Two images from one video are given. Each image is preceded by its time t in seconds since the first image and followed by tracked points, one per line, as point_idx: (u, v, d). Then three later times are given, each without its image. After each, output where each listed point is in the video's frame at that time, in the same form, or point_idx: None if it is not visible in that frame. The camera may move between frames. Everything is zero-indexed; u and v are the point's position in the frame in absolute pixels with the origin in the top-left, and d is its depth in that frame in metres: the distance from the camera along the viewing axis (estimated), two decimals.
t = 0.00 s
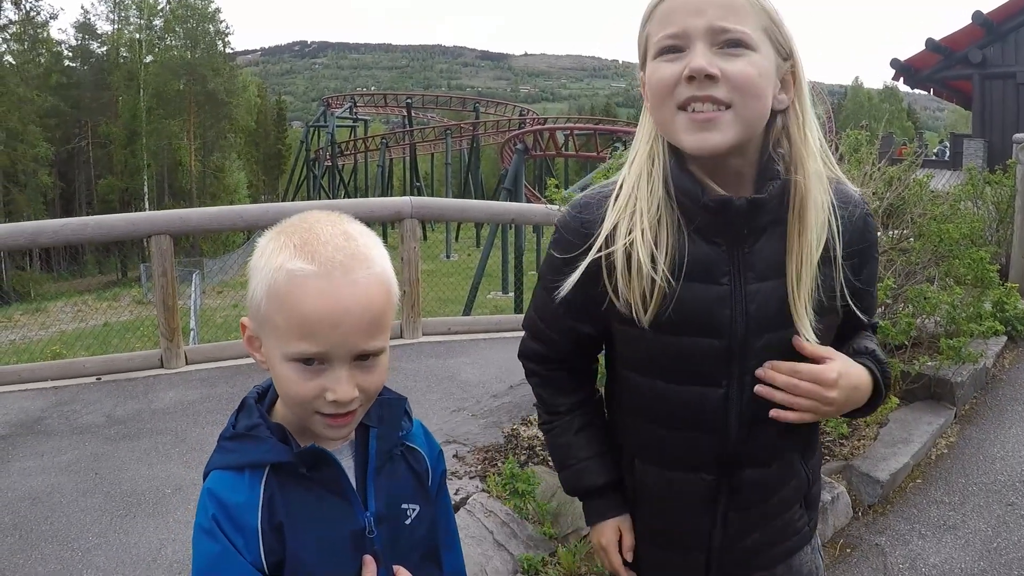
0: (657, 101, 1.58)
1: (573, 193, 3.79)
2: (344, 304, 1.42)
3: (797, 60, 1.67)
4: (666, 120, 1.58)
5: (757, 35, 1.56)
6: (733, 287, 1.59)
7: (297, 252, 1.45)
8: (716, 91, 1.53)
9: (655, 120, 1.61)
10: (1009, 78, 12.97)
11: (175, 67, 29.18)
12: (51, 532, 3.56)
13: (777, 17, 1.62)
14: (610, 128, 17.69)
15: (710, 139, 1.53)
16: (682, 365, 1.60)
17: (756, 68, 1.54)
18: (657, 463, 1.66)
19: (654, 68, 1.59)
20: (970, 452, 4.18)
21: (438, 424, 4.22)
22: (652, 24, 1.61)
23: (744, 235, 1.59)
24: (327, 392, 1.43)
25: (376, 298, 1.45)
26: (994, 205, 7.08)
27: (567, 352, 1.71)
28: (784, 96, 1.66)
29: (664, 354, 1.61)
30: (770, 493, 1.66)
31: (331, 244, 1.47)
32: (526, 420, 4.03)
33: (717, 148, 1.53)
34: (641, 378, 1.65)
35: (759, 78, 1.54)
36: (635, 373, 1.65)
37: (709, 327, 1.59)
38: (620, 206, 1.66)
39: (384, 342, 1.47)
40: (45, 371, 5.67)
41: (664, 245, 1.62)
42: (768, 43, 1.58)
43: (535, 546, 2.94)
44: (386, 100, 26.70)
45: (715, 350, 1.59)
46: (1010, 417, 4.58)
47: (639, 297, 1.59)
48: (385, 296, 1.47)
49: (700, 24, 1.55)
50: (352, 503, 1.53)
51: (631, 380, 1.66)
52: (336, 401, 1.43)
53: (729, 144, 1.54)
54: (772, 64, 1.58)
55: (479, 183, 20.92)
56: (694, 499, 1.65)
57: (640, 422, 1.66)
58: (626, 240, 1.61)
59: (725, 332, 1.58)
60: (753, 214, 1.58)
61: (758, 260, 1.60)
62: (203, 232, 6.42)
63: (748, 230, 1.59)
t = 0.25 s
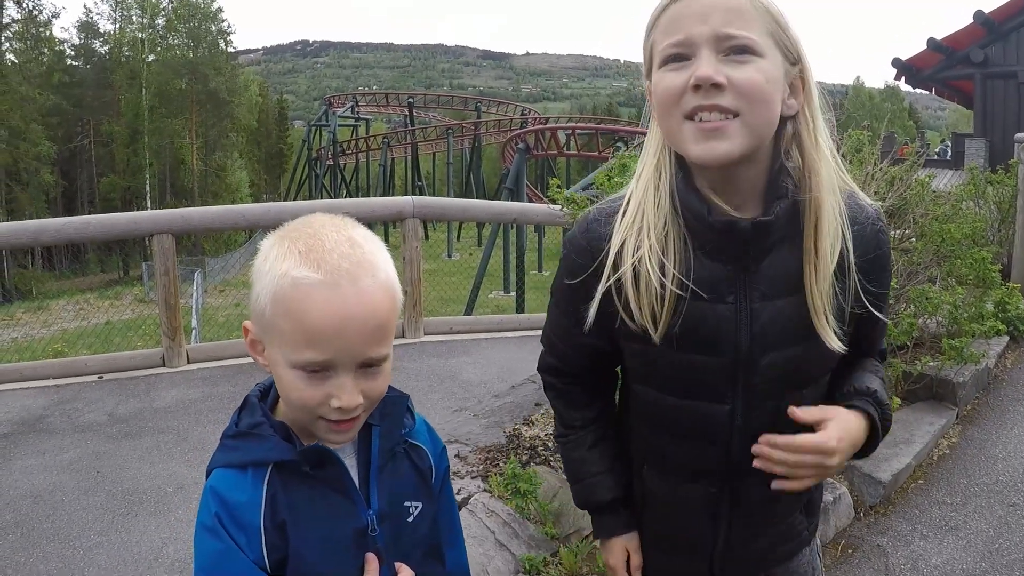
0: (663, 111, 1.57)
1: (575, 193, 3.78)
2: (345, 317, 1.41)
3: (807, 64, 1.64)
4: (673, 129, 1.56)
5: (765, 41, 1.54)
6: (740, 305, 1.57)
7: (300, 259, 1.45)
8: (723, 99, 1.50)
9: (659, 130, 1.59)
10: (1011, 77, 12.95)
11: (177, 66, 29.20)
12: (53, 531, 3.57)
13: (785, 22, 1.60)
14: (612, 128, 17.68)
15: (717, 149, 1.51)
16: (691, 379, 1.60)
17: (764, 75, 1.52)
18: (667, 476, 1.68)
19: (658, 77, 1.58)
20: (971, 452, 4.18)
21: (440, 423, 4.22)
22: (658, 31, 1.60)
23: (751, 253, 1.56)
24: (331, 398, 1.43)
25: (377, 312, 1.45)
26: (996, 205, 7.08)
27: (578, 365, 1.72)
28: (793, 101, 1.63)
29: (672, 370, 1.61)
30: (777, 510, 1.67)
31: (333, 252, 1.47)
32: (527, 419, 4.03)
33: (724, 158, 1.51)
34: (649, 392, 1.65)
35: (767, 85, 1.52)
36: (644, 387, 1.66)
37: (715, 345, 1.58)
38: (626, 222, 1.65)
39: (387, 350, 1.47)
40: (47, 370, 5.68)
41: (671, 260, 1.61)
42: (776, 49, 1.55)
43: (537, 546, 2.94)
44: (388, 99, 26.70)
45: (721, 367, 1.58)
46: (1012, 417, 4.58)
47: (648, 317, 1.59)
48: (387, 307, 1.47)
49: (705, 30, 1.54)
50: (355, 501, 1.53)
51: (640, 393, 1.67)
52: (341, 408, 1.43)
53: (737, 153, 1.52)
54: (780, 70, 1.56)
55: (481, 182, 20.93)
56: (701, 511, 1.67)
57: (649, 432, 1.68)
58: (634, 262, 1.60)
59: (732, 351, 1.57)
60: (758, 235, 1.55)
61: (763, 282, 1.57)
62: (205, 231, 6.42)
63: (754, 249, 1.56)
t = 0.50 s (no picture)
0: (661, 171, 1.55)
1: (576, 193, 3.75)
2: (356, 350, 1.41)
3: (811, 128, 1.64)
4: (671, 193, 1.54)
5: (771, 98, 1.53)
6: (730, 378, 1.62)
7: (314, 282, 1.44)
8: (725, 159, 1.49)
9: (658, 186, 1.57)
10: (1013, 76, 12.93)
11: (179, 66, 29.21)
12: (56, 531, 3.58)
13: (792, 78, 1.59)
14: (614, 127, 17.68)
15: (719, 211, 1.49)
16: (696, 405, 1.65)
17: (771, 132, 1.51)
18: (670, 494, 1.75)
19: (659, 130, 1.56)
20: (973, 451, 4.18)
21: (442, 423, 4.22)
22: (660, 81, 1.58)
23: (739, 330, 1.60)
24: (354, 407, 1.43)
25: (390, 342, 1.44)
26: (998, 204, 7.07)
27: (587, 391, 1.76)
28: (797, 164, 1.63)
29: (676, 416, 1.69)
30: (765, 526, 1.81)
31: (347, 273, 1.46)
32: (529, 419, 4.04)
33: (726, 223, 1.48)
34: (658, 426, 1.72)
35: (772, 143, 1.51)
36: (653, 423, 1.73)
37: (710, 412, 1.65)
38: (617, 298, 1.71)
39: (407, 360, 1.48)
40: (50, 370, 5.69)
41: (663, 334, 1.67)
42: (781, 106, 1.54)
43: (539, 545, 2.95)
44: (389, 99, 26.71)
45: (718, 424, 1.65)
46: (1014, 416, 4.58)
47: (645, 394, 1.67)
48: (403, 323, 1.46)
49: (709, 84, 1.52)
50: (357, 494, 1.54)
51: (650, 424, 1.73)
52: (363, 416, 1.44)
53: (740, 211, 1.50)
54: (785, 128, 1.55)
55: (483, 182, 20.93)
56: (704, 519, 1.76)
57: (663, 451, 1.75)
58: (628, 340, 1.66)
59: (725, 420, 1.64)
60: (747, 317, 1.58)
61: (754, 355, 1.61)
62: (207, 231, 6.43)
63: (743, 327, 1.59)
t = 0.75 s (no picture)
0: (654, 183, 1.54)
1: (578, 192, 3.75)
2: (358, 351, 1.42)
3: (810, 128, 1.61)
4: (664, 206, 1.54)
5: (762, 105, 1.50)
6: (732, 377, 1.62)
7: (312, 284, 1.44)
8: (713, 171, 1.47)
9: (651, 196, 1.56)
10: (1014, 77, 12.92)
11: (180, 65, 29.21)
12: (57, 528, 3.59)
13: (786, 79, 1.55)
14: (615, 127, 17.67)
15: (711, 226, 1.48)
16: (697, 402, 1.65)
17: (762, 141, 1.48)
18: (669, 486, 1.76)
19: (648, 141, 1.54)
20: (973, 451, 4.19)
21: (443, 421, 4.23)
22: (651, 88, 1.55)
23: (742, 330, 1.59)
24: (362, 401, 1.45)
25: (388, 344, 1.44)
26: (999, 204, 7.07)
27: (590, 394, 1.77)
28: (796, 164, 1.61)
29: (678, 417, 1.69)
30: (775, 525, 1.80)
31: (344, 274, 1.45)
32: (530, 417, 4.04)
33: (720, 238, 1.47)
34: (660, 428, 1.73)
35: (766, 152, 1.48)
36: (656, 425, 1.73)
37: (713, 409, 1.64)
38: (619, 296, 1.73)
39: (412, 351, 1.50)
40: (51, 367, 5.70)
41: (660, 337, 1.68)
42: (775, 110, 1.51)
43: (539, 543, 2.96)
44: (391, 97, 26.70)
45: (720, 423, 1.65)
46: (1013, 416, 4.59)
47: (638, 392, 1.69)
48: (406, 316, 1.48)
49: (698, 93, 1.49)
50: (360, 494, 1.54)
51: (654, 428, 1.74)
52: (371, 409, 1.45)
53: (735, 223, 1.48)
54: (779, 133, 1.51)
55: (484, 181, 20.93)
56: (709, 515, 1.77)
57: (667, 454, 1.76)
58: (625, 337, 1.68)
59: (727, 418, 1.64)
60: (748, 317, 1.57)
61: (755, 355, 1.60)
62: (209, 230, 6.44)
63: (745, 329, 1.59)
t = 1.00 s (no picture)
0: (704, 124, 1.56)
1: (578, 191, 3.76)
2: (354, 338, 1.43)
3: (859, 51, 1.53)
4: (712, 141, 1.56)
5: (796, 47, 1.46)
6: (779, 295, 1.54)
7: (305, 275, 1.45)
8: (750, 116, 1.48)
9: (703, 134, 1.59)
10: (1014, 77, 12.93)
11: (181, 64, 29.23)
12: (58, 527, 3.59)
13: (825, 11, 1.49)
14: (615, 126, 17.67)
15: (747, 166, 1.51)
16: (728, 317, 1.57)
17: (795, 87, 1.46)
18: (697, 421, 1.63)
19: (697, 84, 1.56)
20: (972, 450, 4.19)
21: (443, 421, 4.24)
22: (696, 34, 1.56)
23: (793, 243, 1.53)
24: (362, 387, 1.44)
25: (383, 329, 1.45)
26: (999, 204, 7.07)
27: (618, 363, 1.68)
28: (843, 94, 1.53)
29: (712, 363, 1.59)
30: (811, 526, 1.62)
31: (335, 264, 1.46)
32: (530, 416, 4.04)
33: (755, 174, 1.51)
34: (688, 390, 1.62)
35: (799, 97, 1.47)
36: (684, 383, 1.63)
37: (751, 337, 1.55)
38: (680, 200, 1.72)
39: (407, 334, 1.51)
40: (51, 367, 5.70)
41: (712, 232, 1.61)
42: (811, 51, 1.47)
43: (539, 542, 2.97)
44: (391, 97, 26.71)
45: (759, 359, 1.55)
46: (1013, 415, 4.59)
47: (677, 280, 1.58)
48: (400, 298, 1.49)
49: (732, 43, 1.49)
50: (362, 494, 1.55)
51: (680, 393, 1.64)
52: (372, 395, 1.45)
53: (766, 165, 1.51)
54: (817, 73, 1.48)
55: (484, 181, 20.94)
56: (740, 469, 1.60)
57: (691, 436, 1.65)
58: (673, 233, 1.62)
59: (769, 342, 1.54)
60: (797, 232, 1.51)
61: (802, 277, 1.53)
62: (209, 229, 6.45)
63: (795, 243, 1.52)
